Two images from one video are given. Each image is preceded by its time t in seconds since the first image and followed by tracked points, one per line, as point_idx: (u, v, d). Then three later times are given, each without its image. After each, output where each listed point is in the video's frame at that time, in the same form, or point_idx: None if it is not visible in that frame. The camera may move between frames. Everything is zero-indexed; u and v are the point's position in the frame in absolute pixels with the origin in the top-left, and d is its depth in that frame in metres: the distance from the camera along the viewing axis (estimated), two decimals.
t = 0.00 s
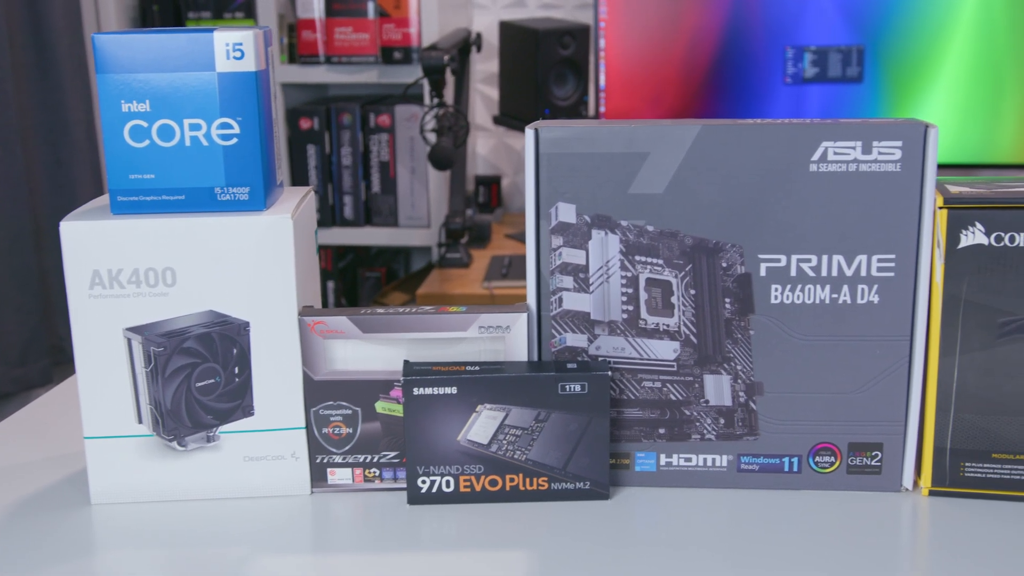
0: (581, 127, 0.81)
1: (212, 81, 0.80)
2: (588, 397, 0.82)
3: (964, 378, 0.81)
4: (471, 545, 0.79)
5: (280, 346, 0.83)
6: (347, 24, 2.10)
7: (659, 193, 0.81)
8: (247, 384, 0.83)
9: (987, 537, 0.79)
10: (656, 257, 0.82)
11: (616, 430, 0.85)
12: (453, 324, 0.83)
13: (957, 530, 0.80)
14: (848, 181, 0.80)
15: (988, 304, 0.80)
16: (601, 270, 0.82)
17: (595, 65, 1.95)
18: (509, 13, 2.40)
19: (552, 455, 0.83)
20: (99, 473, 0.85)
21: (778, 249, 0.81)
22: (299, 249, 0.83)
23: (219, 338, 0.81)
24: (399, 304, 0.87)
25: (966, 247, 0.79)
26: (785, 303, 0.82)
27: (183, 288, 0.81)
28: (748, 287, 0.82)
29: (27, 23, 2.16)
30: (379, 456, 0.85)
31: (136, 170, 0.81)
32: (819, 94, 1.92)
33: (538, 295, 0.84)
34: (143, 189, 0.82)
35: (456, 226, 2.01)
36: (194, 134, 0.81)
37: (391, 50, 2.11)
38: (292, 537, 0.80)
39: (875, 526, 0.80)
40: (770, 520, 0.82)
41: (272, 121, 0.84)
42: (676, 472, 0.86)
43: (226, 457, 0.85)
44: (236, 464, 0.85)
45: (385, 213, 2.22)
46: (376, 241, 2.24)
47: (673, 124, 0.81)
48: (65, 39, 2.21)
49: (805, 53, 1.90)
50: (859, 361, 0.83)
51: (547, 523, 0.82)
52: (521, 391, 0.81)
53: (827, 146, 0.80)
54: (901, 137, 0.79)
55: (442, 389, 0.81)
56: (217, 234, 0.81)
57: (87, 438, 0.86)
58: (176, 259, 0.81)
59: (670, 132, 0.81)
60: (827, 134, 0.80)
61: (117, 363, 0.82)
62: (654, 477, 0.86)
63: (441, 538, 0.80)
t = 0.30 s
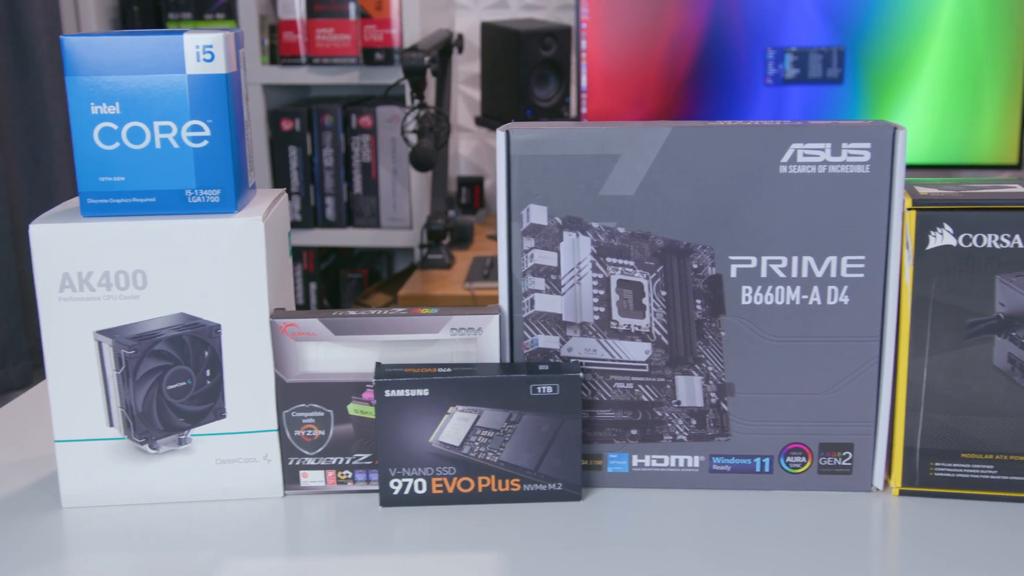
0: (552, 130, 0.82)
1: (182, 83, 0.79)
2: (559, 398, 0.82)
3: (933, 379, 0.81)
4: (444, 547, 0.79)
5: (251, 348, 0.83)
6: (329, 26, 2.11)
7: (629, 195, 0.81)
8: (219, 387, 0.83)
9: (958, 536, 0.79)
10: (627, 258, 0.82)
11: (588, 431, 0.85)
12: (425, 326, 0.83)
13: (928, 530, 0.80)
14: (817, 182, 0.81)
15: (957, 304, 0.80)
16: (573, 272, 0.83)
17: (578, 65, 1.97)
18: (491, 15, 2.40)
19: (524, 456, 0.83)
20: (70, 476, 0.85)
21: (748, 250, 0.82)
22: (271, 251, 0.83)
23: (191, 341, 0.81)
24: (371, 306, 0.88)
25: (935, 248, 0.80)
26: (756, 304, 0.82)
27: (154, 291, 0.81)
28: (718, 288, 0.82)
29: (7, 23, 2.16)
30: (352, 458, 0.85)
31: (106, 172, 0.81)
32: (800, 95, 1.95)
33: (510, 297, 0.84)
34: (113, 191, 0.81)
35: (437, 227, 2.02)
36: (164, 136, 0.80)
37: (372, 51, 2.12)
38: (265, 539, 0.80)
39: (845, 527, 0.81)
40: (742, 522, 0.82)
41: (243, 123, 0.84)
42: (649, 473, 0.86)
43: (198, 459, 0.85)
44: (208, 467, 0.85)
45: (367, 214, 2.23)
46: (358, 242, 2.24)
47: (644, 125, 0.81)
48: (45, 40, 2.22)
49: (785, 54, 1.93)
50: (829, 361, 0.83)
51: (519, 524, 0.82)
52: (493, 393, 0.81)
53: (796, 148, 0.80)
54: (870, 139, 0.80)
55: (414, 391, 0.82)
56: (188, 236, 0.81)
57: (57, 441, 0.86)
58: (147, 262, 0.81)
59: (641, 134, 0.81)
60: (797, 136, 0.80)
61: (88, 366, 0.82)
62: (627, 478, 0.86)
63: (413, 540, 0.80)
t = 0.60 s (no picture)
0: (523, 131, 0.81)
1: (151, 84, 0.79)
2: (530, 399, 0.82)
3: (903, 378, 0.82)
4: (415, 548, 0.79)
5: (222, 350, 0.83)
6: (309, 26, 2.11)
7: (600, 196, 0.81)
8: (190, 389, 0.83)
9: (927, 535, 0.80)
10: (598, 259, 0.82)
11: (560, 432, 0.85)
12: (396, 327, 0.83)
13: (898, 529, 0.81)
14: (787, 183, 0.81)
15: (925, 304, 0.81)
16: (544, 272, 0.83)
17: (559, 66, 2.01)
18: (473, 15, 2.41)
19: (495, 457, 0.83)
20: (39, 479, 0.84)
21: (718, 250, 0.82)
22: (242, 253, 0.83)
23: (161, 342, 0.81)
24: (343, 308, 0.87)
25: (904, 248, 0.80)
26: (727, 304, 0.83)
27: (124, 293, 0.81)
28: (689, 289, 0.82)
29: None
30: (324, 459, 0.85)
31: (74, 174, 0.81)
32: (780, 95, 1.98)
33: (482, 298, 0.84)
34: (82, 193, 0.81)
35: (419, 227, 2.04)
36: (133, 137, 0.80)
37: (353, 51, 2.11)
38: (236, 541, 0.80)
39: (816, 526, 0.81)
40: (714, 522, 0.82)
41: (213, 124, 0.84)
42: (621, 473, 0.86)
43: (169, 461, 0.84)
44: (178, 469, 0.85)
45: (349, 215, 2.23)
46: (339, 243, 2.25)
47: (615, 126, 0.81)
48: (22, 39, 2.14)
49: (766, 55, 1.96)
50: (800, 361, 0.83)
51: (491, 525, 0.82)
52: (464, 394, 0.81)
53: (766, 149, 0.80)
54: (839, 139, 0.80)
55: (385, 393, 0.81)
56: (157, 238, 0.80)
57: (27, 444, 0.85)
58: (116, 264, 0.80)
59: (611, 135, 0.81)
60: (766, 136, 0.80)
61: (57, 368, 0.82)
62: (599, 478, 0.86)
63: (385, 541, 0.80)
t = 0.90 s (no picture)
0: (500, 131, 0.81)
1: (126, 85, 0.79)
2: (509, 400, 0.82)
3: (881, 378, 0.82)
4: (393, 550, 0.79)
5: (199, 352, 0.82)
6: (293, 27, 2.11)
7: (578, 196, 0.81)
8: (167, 391, 0.83)
9: (905, 534, 0.80)
10: (576, 260, 0.82)
11: (539, 432, 0.85)
12: (374, 329, 0.82)
13: (875, 528, 0.81)
14: (763, 183, 0.81)
15: (902, 304, 0.81)
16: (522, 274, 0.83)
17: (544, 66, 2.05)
18: (457, 15, 2.41)
19: (474, 458, 0.83)
20: (15, 482, 0.84)
21: (695, 251, 0.82)
22: (219, 254, 0.83)
23: (138, 344, 0.81)
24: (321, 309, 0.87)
25: (881, 248, 0.80)
26: (705, 305, 0.83)
27: (100, 294, 0.80)
28: (667, 289, 0.82)
29: None
30: (302, 461, 0.85)
31: (49, 175, 0.81)
32: (764, 95, 2.02)
33: (460, 299, 0.84)
34: (58, 194, 0.81)
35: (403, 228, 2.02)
36: (109, 138, 0.80)
37: (337, 52, 2.12)
38: (214, 544, 0.80)
39: (794, 526, 0.81)
40: (692, 523, 0.82)
41: (190, 125, 0.83)
42: (600, 474, 0.86)
43: (146, 464, 0.84)
44: (156, 471, 0.84)
45: (333, 216, 2.24)
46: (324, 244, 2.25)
47: (592, 127, 0.81)
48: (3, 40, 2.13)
49: (749, 55, 2.00)
50: (778, 361, 0.84)
51: (470, 526, 0.82)
52: (443, 395, 0.81)
53: (743, 150, 0.80)
54: (815, 140, 0.80)
55: (363, 394, 0.81)
56: (134, 239, 0.80)
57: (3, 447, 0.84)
58: (92, 265, 0.80)
59: (588, 136, 0.81)
60: (743, 137, 0.80)
61: (33, 370, 0.81)
62: (577, 479, 0.87)
63: (363, 543, 0.80)
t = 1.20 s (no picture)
0: (478, 133, 0.81)
1: (102, 86, 0.79)
2: (487, 402, 0.82)
3: (859, 379, 0.82)
4: (372, 553, 0.79)
5: (175, 355, 0.82)
6: (277, 28, 2.11)
7: (556, 198, 0.81)
8: (144, 394, 0.82)
9: (884, 535, 0.80)
10: (554, 261, 0.82)
11: (518, 435, 0.85)
12: (352, 331, 0.82)
13: (854, 529, 0.81)
14: (741, 184, 0.81)
15: (879, 304, 0.81)
16: (500, 275, 0.83)
17: (528, 68, 2.06)
18: (442, 17, 2.41)
19: (453, 460, 0.83)
20: None
21: (673, 252, 0.82)
22: (196, 257, 0.83)
23: (114, 347, 0.80)
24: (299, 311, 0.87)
25: (858, 249, 0.81)
26: (683, 306, 0.83)
27: (76, 297, 0.80)
28: (645, 290, 0.82)
29: None
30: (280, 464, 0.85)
31: (24, 177, 0.80)
32: (748, 96, 2.03)
33: (439, 301, 0.84)
34: (32, 197, 0.80)
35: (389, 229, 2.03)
36: (85, 140, 0.80)
37: (321, 53, 2.11)
38: (192, 547, 0.79)
39: (774, 527, 0.81)
40: (672, 524, 0.82)
41: (167, 127, 0.83)
42: (579, 475, 0.86)
43: (123, 467, 0.84)
44: (133, 475, 0.84)
45: (318, 217, 2.24)
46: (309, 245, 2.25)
47: (570, 128, 0.81)
48: None
49: (733, 56, 2.01)
50: (756, 362, 0.84)
51: (449, 529, 0.82)
52: (421, 397, 0.81)
53: (721, 151, 0.80)
54: (793, 140, 0.80)
55: (341, 397, 0.81)
56: (110, 242, 0.79)
57: None
58: (68, 268, 0.79)
59: (566, 137, 0.81)
60: (721, 138, 0.80)
61: (8, 374, 0.81)
62: (557, 481, 0.86)
63: (342, 545, 0.80)
